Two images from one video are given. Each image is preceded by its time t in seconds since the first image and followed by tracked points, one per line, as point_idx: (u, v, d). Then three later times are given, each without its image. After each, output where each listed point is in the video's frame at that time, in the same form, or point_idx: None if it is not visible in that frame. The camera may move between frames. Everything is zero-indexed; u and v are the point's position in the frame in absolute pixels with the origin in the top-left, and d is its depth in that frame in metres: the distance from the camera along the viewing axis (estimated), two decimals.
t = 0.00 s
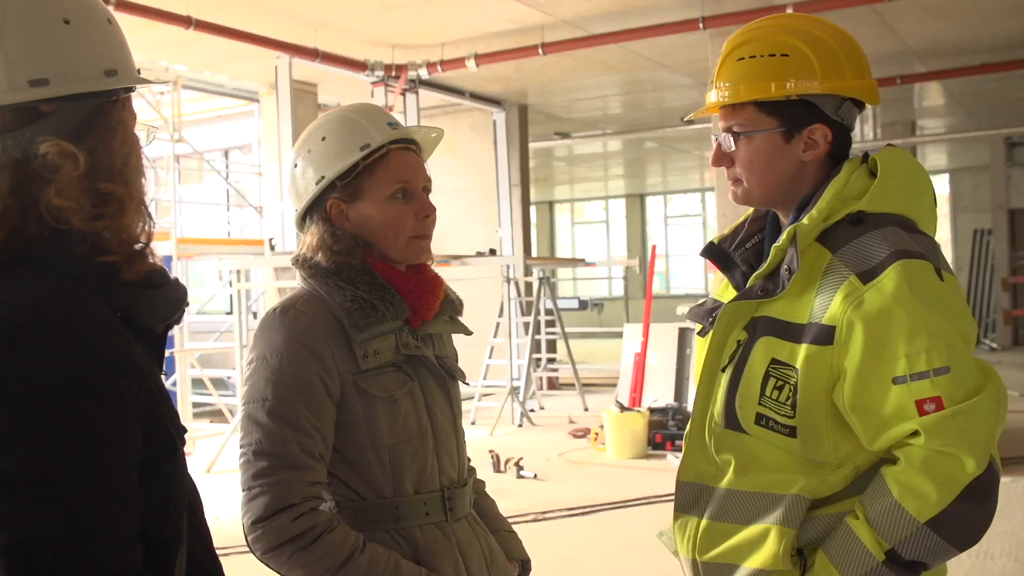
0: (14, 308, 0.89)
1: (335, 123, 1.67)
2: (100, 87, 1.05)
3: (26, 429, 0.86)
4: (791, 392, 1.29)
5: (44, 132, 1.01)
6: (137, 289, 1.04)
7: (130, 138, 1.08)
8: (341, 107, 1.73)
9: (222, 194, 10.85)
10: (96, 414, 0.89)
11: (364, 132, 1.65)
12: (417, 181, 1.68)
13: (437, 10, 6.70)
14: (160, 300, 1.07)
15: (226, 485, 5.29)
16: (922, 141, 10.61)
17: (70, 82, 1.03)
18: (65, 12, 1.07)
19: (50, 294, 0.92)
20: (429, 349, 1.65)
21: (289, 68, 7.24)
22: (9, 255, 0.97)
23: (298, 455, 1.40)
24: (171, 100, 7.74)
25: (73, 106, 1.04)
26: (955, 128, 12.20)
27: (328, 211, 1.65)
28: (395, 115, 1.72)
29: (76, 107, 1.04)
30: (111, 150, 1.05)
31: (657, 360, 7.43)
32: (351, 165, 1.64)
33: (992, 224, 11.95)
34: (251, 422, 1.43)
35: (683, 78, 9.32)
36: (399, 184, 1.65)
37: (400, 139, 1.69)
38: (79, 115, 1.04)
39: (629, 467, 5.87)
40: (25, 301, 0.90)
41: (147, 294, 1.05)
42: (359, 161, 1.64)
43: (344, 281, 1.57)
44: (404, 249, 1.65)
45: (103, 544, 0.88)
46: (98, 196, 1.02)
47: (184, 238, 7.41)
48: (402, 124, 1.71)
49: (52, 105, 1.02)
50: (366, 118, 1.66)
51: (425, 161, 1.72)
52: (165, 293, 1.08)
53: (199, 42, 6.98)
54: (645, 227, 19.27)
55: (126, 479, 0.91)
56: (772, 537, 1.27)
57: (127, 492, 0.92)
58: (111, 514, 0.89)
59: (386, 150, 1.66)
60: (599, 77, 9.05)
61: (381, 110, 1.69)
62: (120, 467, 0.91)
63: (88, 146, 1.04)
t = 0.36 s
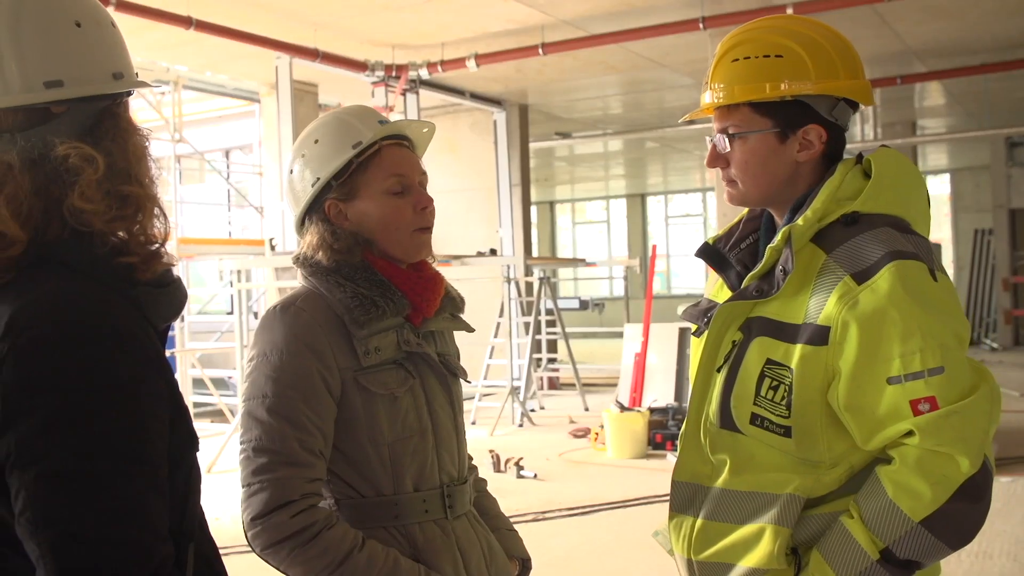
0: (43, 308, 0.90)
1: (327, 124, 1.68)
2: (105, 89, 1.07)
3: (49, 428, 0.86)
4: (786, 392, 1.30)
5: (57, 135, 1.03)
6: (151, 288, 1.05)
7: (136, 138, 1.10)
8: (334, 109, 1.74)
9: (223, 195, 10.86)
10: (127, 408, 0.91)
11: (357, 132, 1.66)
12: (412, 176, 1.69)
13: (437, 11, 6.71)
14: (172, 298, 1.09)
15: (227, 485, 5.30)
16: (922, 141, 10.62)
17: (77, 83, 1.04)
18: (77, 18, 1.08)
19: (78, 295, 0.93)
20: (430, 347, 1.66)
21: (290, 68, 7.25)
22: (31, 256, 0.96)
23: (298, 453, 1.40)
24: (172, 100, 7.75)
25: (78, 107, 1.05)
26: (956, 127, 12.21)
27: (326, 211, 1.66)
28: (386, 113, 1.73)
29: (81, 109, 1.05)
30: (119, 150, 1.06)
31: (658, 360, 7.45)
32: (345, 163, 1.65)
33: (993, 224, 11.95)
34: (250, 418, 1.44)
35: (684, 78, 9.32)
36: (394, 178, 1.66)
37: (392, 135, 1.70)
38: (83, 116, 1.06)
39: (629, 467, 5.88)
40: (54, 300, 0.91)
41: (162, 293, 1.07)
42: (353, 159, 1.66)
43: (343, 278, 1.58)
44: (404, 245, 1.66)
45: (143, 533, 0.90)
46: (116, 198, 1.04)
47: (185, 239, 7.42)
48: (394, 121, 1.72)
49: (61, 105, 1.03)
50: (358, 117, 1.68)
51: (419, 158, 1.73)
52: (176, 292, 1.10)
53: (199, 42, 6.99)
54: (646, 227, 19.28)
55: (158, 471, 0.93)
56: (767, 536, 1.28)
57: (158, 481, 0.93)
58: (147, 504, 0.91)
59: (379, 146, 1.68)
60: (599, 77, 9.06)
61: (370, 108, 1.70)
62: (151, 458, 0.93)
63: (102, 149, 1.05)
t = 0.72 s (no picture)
0: (26, 305, 0.88)
1: (317, 126, 1.68)
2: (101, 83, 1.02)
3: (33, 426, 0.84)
4: (776, 392, 1.30)
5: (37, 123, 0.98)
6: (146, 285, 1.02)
7: (130, 132, 1.05)
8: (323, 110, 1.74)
9: (221, 194, 10.87)
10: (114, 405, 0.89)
11: (347, 132, 1.66)
12: (402, 175, 1.70)
13: (436, 11, 6.71)
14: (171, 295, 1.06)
15: (226, 485, 5.31)
16: (920, 141, 10.64)
17: (69, 76, 0.99)
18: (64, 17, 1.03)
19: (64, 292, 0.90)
20: (422, 348, 1.67)
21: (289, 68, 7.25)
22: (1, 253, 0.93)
23: (292, 453, 1.41)
24: (171, 99, 7.75)
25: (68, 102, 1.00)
26: (954, 127, 12.23)
27: (318, 213, 1.67)
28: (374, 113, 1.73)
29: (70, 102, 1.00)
30: (109, 143, 1.01)
31: (656, 360, 7.46)
32: (335, 164, 1.66)
33: (991, 224, 11.97)
34: (244, 420, 1.44)
35: (682, 78, 9.33)
36: (386, 178, 1.67)
37: (382, 134, 1.71)
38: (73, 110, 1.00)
39: (627, 466, 5.89)
40: (37, 299, 0.89)
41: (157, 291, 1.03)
42: (344, 160, 1.66)
43: (336, 279, 1.59)
44: (397, 244, 1.67)
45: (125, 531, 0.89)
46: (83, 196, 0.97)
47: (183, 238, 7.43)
48: (384, 121, 1.73)
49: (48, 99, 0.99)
50: (348, 118, 1.68)
51: (409, 157, 1.74)
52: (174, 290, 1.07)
53: (198, 42, 6.98)
54: (645, 226, 19.29)
55: (143, 468, 0.92)
56: (756, 534, 1.29)
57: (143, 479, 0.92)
58: (132, 504, 0.90)
59: (369, 147, 1.69)
60: (598, 76, 9.06)
61: (360, 109, 1.71)
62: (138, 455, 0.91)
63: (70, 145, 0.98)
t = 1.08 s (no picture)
0: None
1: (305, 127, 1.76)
2: (64, 69, 1.02)
3: None
4: (771, 391, 1.31)
5: None
6: (121, 284, 1.00)
7: (97, 120, 1.05)
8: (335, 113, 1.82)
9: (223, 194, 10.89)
10: (74, 400, 0.86)
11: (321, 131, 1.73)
12: (365, 179, 1.71)
13: (436, 10, 6.72)
14: (149, 293, 1.03)
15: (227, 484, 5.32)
16: (921, 140, 10.63)
17: (32, 69, 0.99)
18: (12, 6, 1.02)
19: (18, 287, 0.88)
20: (413, 345, 1.68)
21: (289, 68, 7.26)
22: None
23: (282, 450, 1.42)
24: (172, 99, 7.77)
25: (32, 94, 1.00)
26: (954, 126, 12.23)
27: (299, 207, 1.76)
28: (365, 113, 1.75)
29: (35, 95, 1.00)
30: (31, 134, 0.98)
31: (657, 359, 7.46)
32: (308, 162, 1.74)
33: (992, 223, 11.97)
34: (234, 418, 1.45)
35: (683, 77, 9.33)
36: (341, 182, 1.70)
37: (354, 137, 1.73)
38: (39, 102, 1.01)
39: (628, 465, 5.89)
40: None
41: (132, 289, 1.00)
42: (311, 162, 1.73)
43: (322, 277, 1.60)
44: (351, 244, 1.69)
45: (88, 533, 0.85)
46: None
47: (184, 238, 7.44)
48: (372, 124, 1.75)
49: (11, 95, 0.98)
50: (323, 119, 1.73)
51: (387, 160, 1.74)
52: (154, 288, 1.04)
53: (198, 41, 6.99)
54: (646, 226, 19.29)
55: (114, 466, 0.88)
56: (752, 533, 1.29)
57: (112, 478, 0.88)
58: (98, 503, 0.86)
59: (336, 149, 1.72)
60: (598, 76, 9.07)
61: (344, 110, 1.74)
62: (106, 452, 0.88)
63: None
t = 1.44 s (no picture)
0: None
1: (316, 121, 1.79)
2: (65, 69, 1.02)
3: None
4: (769, 385, 1.31)
5: None
6: (112, 278, 1.01)
7: (95, 119, 1.06)
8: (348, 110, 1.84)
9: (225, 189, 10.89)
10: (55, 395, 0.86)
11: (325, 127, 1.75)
12: (358, 176, 1.70)
13: (437, 5, 6.72)
14: (140, 288, 1.04)
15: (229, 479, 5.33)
16: (923, 135, 10.61)
17: (32, 67, 1.00)
18: (15, 5, 1.03)
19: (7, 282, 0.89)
20: (408, 340, 1.68)
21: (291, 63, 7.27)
22: None
23: (268, 438, 1.43)
24: (174, 95, 7.77)
25: (32, 93, 1.00)
26: (956, 121, 12.20)
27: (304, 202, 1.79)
28: (371, 111, 1.75)
29: (34, 93, 1.01)
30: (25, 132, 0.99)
31: (658, 354, 7.46)
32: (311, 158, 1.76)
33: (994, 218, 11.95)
34: (223, 406, 1.46)
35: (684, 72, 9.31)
36: (335, 177, 1.70)
37: (354, 134, 1.73)
38: (38, 100, 1.01)
39: (629, 460, 5.89)
40: None
41: (122, 284, 1.02)
42: (313, 156, 1.75)
43: (315, 268, 1.61)
44: (339, 240, 1.69)
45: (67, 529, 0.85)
46: None
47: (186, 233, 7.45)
48: (376, 121, 1.75)
49: (10, 92, 0.98)
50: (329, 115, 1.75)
51: (384, 159, 1.73)
52: (145, 283, 1.05)
53: (200, 37, 6.99)
54: (648, 221, 19.27)
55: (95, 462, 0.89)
56: (751, 527, 1.30)
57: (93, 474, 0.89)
58: (80, 499, 0.87)
59: (335, 145, 1.73)
60: (600, 71, 9.06)
61: (352, 107, 1.75)
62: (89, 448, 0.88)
63: None
